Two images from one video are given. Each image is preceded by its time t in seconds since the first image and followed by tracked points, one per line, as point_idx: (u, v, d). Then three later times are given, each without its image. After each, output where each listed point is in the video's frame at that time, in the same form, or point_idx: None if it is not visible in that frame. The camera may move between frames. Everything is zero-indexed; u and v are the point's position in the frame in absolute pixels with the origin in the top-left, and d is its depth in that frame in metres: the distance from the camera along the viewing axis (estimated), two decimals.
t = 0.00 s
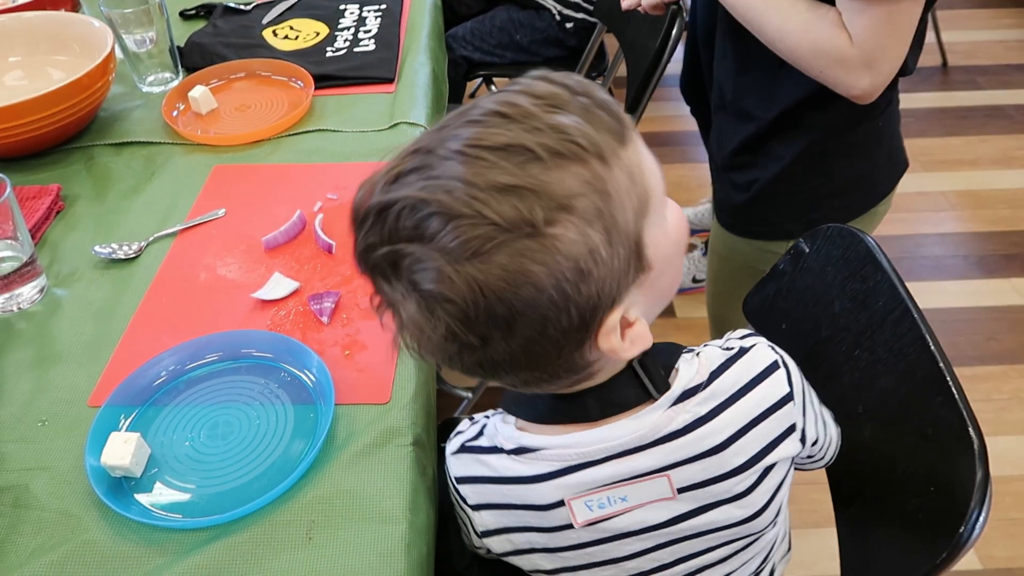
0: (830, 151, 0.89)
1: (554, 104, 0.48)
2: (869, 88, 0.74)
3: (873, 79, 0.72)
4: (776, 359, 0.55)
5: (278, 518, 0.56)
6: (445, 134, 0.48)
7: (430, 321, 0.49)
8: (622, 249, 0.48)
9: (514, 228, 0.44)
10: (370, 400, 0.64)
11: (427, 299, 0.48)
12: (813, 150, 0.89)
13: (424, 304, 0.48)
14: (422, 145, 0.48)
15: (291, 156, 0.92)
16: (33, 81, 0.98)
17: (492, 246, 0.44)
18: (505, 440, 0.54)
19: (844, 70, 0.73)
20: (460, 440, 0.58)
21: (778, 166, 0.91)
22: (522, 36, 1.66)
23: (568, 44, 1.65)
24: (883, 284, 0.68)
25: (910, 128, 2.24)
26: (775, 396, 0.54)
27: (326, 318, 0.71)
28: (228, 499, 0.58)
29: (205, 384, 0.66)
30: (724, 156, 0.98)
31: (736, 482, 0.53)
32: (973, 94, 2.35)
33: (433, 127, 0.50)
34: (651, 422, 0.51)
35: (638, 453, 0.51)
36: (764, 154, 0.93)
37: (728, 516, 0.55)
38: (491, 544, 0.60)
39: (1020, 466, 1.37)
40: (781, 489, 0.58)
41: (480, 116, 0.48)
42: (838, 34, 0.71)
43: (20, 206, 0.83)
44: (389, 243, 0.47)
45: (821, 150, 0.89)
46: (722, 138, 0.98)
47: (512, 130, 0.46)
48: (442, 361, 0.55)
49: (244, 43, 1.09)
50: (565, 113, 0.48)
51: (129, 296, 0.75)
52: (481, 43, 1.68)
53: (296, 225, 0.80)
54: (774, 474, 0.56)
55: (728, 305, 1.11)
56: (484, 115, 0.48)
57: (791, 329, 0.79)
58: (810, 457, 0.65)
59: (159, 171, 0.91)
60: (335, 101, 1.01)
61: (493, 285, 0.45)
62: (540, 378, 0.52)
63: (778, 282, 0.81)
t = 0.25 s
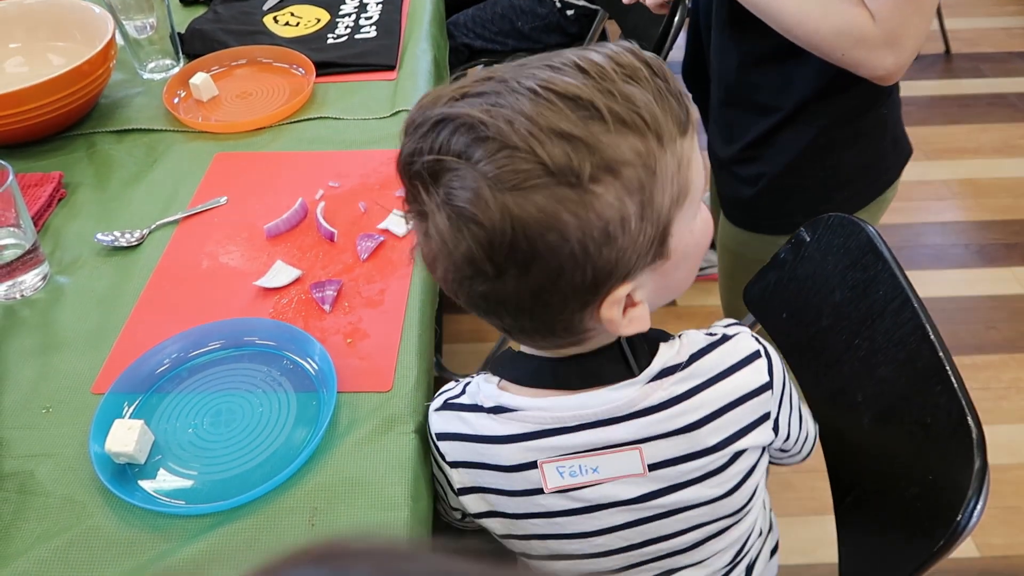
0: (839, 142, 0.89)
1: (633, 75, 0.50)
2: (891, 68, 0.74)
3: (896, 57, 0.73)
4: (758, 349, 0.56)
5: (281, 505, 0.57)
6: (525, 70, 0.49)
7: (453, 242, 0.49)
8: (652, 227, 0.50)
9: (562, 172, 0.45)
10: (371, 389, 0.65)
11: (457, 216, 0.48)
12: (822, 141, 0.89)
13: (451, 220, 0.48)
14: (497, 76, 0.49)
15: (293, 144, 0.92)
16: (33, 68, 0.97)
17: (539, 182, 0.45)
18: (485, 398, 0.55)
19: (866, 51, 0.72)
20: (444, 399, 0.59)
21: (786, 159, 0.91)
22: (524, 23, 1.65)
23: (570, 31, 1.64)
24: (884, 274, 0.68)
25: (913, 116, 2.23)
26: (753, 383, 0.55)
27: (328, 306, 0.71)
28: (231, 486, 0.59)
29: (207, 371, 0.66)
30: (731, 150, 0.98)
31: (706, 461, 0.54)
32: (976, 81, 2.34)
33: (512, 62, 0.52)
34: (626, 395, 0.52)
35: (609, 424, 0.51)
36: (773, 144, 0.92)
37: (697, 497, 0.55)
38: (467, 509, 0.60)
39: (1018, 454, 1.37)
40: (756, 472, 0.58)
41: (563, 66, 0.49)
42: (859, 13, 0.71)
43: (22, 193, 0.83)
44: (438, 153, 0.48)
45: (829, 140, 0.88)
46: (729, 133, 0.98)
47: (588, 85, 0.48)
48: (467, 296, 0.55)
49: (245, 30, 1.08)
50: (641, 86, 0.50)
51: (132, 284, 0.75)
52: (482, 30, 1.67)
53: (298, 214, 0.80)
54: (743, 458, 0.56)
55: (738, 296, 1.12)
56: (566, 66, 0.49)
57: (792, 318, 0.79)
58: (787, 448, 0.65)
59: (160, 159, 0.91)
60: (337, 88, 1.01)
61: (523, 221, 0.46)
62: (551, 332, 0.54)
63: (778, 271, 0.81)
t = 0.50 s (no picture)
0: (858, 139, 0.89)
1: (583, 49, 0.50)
2: (929, 59, 0.77)
3: (932, 47, 0.76)
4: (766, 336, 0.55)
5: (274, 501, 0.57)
6: (479, 76, 0.49)
7: (476, 262, 0.48)
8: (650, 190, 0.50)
9: (564, 161, 0.45)
10: (365, 386, 0.65)
11: (473, 233, 0.47)
12: (840, 137, 0.88)
13: (473, 240, 0.47)
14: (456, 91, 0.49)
15: (289, 141, 0.92)
16: (31, 64, 0.98)
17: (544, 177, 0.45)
18: (491, 388, 0.55)
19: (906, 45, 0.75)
20: (451, 386, 0.58)
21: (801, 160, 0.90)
22: (522, 20, 1.65)
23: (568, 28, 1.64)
24: (878, 272, 0.68)
25: (913, 113, 2.23)
26: (758, 370, 0.54)
27: (322, 303, 0.72)
28: (225, 482, 0.59)
29: (202, 368, 0.67)
30: (742, 151, 0.96)
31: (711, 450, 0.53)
32: (977, 79, 2.33)
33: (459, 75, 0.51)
34: (630, 384, 0.51)
35: (614, 413, 0.51)
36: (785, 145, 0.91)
37: (702, 484, 0.55)
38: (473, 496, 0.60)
39: (1014, 452, 1.38)
40: (763, 460, 0.58)
41: (514, 60, 0.49)
42: (897, 11, 0.73)
43: (19, 190, 0.83)
44: (435, 179, 0.47)
45: (846, 136, 0.88)
46: (741, 134, 0.96)
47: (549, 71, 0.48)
48: (479, 313, 0.54)
49: (242, 26, 1.08)
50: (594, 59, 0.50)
51: (128, 280, 0.75)
52: (481, 27, 1.67)
53: (294, 211, 0.81)
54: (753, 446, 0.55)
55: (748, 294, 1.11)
56: (518, 60, 0.49)
57: (786, 316, 0.79)
58: (794, 440, 0.63)
59: (157, 155, 0.91)
60: (334, 85, 1.01)
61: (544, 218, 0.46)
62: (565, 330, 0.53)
63: (773, 269, 0.81)
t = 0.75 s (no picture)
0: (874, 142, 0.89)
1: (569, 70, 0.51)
2: (950, 60, 0.79)
3: (953, 48, 0.78)
4: (766, 356, 0.55)
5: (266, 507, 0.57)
6: (470, 102, 0.49)
7: (486, 291, 0.47)
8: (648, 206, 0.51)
9: (568, 181, 0.45)
10: (358, 391, 0.65)
11: (480, 260, 0.46)
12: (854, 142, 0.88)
13: (483, 268, 0.46)
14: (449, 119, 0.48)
15: (285, 146, 0.92)
16: (27, 68, 0.98)
17: (548, 199, 0.45)
18: (490, 416, 0.53)
19: (929, 46, 0.77)
20: (447, 412, 0.57)
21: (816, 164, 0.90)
22: (520, 25, 1.65)
23: (566, 34, 1.64)
24: (871, 279, 0.68)
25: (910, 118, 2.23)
26: (760, 391, 0.53)
27: (316, 308, 0.72)
28: (217, 488, 0.59)
29: (196, 373, 0.67)
30: (755, 159, 0.96)
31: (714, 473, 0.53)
32: (973, 84, 2.34)
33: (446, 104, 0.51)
34: (633, 408, 0.50)
35: (616, 438, 0.51)
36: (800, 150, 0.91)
37: (705, 506, 0.55)
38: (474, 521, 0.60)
39: (1010, 458, 1.38)
40: (764, 482, 0.57)
41: (503, 84, 0.49)
42: (919, 15, 0.75)
43: (14, 194, 0.83)
44: (437, 209, 0.46)
45: (861, 141, 0.88)
46: (753, 142, 0.96)
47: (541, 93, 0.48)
48: (486, 345, 0.53)
49: (238, 31, 1.08)
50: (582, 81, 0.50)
51: (122, 285, 0.75)
52: (480, 33, 1.68)
53: (289, 215, 0.81)
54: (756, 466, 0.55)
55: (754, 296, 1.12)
56: (508, 83, 0.49)
57: (780, 322, 0.80)
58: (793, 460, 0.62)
59: (153, 160, 0.91)
60: (330, 90, 1.01)
61: (552, 239, 0.45)
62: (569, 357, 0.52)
63: (768, 276, 0.82)
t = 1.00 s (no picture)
0: (882, 151, 0.89)
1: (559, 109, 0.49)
2: (958, 68, 0.78)
3: (960, 58, 0.78)
4: (771, 373, 0.56)
5: (265, 521, 0.57)
6: (464, 149, 0.47)
7: (498, 341, 0.46)
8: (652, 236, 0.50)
9: (575, 225, 0.44)
10: (357, 403, 0.65)
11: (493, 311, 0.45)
12: (863, 151, 0.88)
13: (497, 319, 0.45)
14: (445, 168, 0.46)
15: (284, 157, 0.92)
16: (28, 79, 0.98)
17: (556, 245, 0.43)
18: (503, 453, 0.53)
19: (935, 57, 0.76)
20: (457, 449, 0.57)
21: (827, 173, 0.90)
22: (520, 35, 1.66)
23: (566, 42, 1.66)
24: (869, 289, 0.68)
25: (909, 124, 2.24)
26: (770, 409, 0.54)
27: (315, 320, 0.72)
28: (216, 501, 0.59)
29: (195, 386, 0.67)
30: (761, 169, 0.96)
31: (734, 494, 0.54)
32: (972, 90, 2.34)
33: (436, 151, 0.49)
34: (649, 434, 0.51)
35: (635, 464, 0.51)
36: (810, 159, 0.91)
37: (726, 527, 0.55)
38: (488, 556, 0.59)
39: (1011, 466, 1.37)
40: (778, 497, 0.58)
41: (496, 126, 0.47)
42: (923, 26, 0.75)
43: (14, 206, 0.84)
44: (445, 263, 0.45)
45: (869, 150, 0.88)
46: (760, 152, 0.95)
47: (537, 135, 0.46)
48: (494, 392, 0.52)
49: (238, 42, 1.09)
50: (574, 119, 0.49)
51: (122, 297, 0.75)
52: (479, 42, 1.68)
53: (288, 227, 0.81)
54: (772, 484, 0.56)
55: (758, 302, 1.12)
56: (503, 125, 0.47)
57: (779, 332, 0.80)
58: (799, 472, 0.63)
59: (153, 171, 0.91)
60: (329, 100, 1.01)
61: (565, 285, 0.44)
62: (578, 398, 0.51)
63: (766, 285, 0.82)
